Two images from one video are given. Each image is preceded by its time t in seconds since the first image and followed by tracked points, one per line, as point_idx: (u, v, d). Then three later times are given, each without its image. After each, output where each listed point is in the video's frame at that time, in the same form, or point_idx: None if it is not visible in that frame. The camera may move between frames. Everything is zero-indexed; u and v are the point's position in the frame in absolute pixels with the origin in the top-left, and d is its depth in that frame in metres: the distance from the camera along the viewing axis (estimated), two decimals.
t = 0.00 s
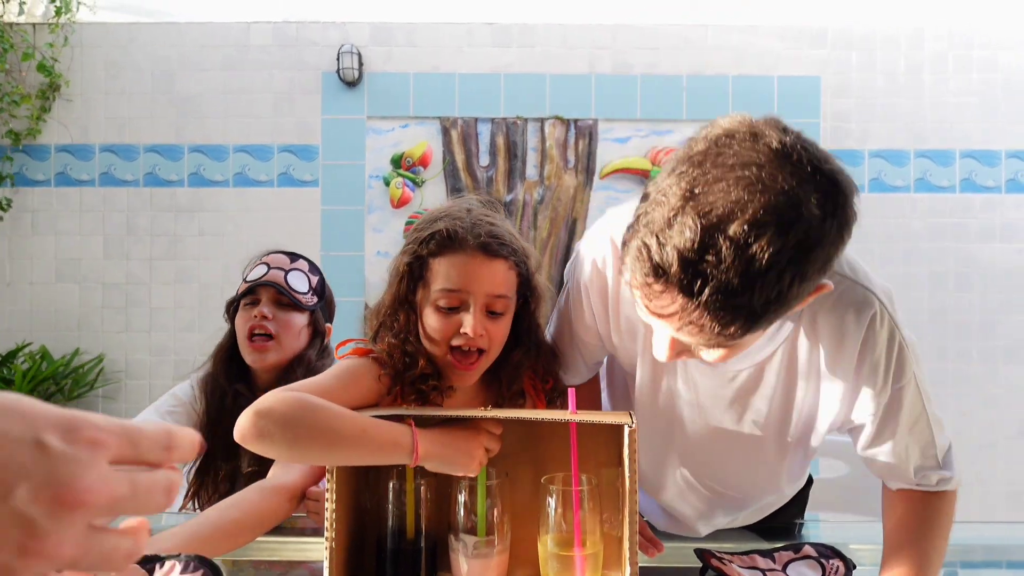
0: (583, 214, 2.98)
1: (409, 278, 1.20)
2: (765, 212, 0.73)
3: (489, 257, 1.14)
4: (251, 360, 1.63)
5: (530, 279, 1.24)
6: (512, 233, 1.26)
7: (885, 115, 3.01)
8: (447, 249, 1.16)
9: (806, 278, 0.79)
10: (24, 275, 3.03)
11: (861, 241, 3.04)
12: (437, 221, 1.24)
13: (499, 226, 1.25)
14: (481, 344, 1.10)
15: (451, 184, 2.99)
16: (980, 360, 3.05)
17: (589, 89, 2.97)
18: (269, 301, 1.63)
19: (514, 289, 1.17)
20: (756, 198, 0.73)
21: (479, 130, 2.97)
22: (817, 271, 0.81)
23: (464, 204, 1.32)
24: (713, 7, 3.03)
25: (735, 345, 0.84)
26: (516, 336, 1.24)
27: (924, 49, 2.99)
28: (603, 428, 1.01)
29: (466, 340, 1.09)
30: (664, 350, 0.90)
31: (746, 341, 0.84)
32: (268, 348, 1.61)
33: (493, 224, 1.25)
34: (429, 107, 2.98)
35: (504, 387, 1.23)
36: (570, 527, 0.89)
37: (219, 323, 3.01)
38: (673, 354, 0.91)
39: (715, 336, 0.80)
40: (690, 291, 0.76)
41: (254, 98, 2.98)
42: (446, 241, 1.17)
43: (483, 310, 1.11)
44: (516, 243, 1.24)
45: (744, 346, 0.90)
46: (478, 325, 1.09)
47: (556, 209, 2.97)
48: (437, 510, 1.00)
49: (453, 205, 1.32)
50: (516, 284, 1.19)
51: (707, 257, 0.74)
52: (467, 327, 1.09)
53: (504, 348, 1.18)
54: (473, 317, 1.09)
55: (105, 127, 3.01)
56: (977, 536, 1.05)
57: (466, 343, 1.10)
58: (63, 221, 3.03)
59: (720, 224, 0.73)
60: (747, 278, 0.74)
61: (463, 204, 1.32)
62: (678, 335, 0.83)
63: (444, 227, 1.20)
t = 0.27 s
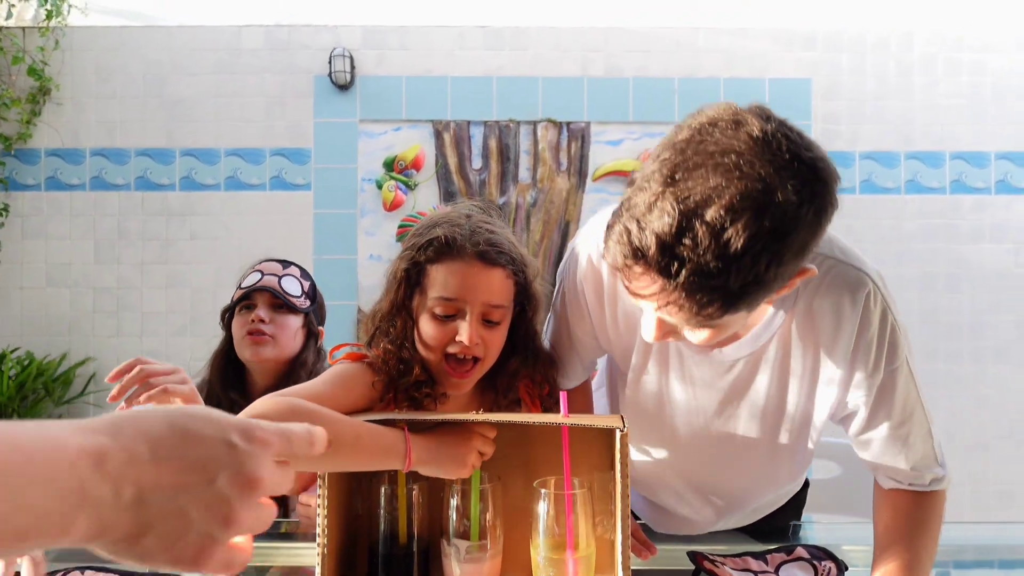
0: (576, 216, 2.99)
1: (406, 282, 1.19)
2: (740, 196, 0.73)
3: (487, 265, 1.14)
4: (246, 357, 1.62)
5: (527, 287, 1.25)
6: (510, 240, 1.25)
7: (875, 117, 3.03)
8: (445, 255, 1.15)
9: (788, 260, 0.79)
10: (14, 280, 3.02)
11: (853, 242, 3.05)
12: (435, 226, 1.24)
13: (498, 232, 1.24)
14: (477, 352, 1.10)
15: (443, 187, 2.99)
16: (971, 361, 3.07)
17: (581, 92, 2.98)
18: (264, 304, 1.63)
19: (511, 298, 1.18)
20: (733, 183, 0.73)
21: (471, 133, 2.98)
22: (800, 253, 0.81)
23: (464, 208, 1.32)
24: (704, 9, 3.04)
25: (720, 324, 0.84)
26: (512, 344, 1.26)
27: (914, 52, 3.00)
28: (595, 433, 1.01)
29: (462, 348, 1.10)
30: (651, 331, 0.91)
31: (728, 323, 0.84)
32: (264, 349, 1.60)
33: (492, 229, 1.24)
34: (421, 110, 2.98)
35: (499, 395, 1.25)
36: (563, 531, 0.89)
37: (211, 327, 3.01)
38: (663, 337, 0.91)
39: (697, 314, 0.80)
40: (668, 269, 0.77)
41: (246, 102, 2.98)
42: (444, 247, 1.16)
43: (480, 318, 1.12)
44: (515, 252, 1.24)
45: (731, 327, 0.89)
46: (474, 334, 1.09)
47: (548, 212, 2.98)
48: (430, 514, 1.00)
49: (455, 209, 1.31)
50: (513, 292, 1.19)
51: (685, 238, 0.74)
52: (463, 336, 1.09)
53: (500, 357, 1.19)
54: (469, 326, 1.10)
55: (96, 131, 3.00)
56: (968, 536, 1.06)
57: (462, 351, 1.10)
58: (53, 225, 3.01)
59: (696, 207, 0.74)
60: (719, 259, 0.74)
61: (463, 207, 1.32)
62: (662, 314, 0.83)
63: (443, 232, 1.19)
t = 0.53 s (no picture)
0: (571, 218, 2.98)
1: (403, 286, 1.19)
2: (671, 48, 0.85)
3: (486, 271, 1.14)
4: (241, 364, 1.62)
5: (525, 291, 1.24)
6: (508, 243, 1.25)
7: (869, 118, 3.04)
8: (444, 261, 1.15)
9: (727, 117, 0.87)
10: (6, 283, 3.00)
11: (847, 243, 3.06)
12: (432, 230, 1.23)
13: (496, 236, 1.24)
14: (475, 358, 1.11)
15: (437, 189, 2.98)
16: (964, 362, 3.08)
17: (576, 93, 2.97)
18: (251, 305, 1.64)
19: (510, 304, 1.18)
20: (663, 42, 0.85)
21: (466, 134, 2.97)
22: (739, 117, 0.88)
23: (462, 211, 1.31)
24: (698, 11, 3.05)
25: (680, 193, 0.88)
26: (511, 349, 1.26)
27: (907, 54, 3.02)
28: (591, 434, 1.01)
29: (459, 354, 1.10)
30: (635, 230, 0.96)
31: (684, 187, 0.87)
32: (259, 348, 1.61)
33: (489, 232, 1.24)
34: (416, 112, 2.97)
35: (499, 400, 1.26)
36: (559, 532, 0.89)
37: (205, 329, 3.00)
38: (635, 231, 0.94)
39: (651, 169, 0.85)
40: (617, 120, 0.85)
41: (240, 103, 2.97)
42: (441, 253, 1.16)
43: (478, 323, 1.12)
44: (513, 255, 1.23)
45: (698, 214, 0.93)
46: (473, 339, 1.10)
47: (543, 213, 2.97)
48: (426, 515, 1.00)
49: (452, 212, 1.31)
50: (512, 298, 1.19)
51: (629, 85, 0.84)
52: (461, 342, 1.10)
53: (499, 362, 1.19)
54: (468, 332, 1.10)
55: (89, 132, 2.98)
56: (963, 536, 1.06)
57: (460, 357, 1.10)
58: (46, 227, 3.00)
59: (636, 62, 0.85)
60: (651, 99, 0.83)
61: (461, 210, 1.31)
62: (624, 184, 0.88)
63: (440, 237, 1.19)
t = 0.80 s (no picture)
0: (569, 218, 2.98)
1: (405, 286, 1.20)
2: None
3: (489, 273, 1.14)
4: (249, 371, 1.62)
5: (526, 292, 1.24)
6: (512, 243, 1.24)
7: (866, 120, 3.04)
8: (445, 261, 1.16)
9: (664, 37, 1.11)
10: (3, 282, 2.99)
11: (845, 244, 3.06)
12: (435, 229, 1.24)
13: (499, 236, 1.23)
14: (474, 360, 1.10)
15: (436, 189, 2.98)
16: (962, 363, 3.08)
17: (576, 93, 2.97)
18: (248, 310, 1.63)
19: (512, 306, 1.17)
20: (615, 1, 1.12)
21: (465, 134, 2.97)
22: (675, 37, 1.13)
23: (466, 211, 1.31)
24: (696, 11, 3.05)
25: (640, 102, 1.10)
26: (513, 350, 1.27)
27: (905, 55, 3.02)
28: (591, 433, 1.01)
29: (459, 355, 1.09)
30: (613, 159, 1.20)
31: (642, 100, 1.10)
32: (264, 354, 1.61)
33: (492, 232, 1.24)
34: (415, 112, 2.97)
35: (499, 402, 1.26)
36: (560, 531, 0.89)
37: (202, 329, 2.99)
38: (617, 157, 1.17)
39: (613, 80, 1.09)
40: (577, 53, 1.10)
41: (239, 102, 2.97)
42: (443, 253, 1.16)
43: (478, 324, 1.11)
44: (516, 255, 1.22)
45: (662, 128, 1.14)
46: (473, 338, 1.09)
47: (542, 213, 2.97)
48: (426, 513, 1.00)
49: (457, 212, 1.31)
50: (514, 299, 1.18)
51: (581, 27, 1.11)
52: (460, 342, 1.09)
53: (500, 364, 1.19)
54: (467, 332, 1.09)
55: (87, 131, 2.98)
56: (963, 536, 1.06)
57: (459, 358, 1.10)
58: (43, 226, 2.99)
59: (580, 10, 1.13)
60: (604, 30, 1.09)
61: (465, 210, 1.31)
62: (595, 108, 1.12)
63: (442, 237, 1.19)
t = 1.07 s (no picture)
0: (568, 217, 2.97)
1: (409, 288, 1.19)
2: None
3: (495, 281, 1.13)
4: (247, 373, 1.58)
5: (530, 299, 1.24)
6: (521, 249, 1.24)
7: (865, 121, 3.04)
8: (451, 266, 1.15)
9: (638, 30, 1.22)
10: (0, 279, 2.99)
11: (843, 245, 3.06)
12: (443, 231, 1.23)
13: (508, 242, 1.23)
14: (473, 368, 1.10)
15: (435, 187, 2.98)
16: (959, 363, 3.08)
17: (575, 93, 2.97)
18: (254, 311, 1.60)
19: (515, 315, 1.17)
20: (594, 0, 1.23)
21: (463, 133, 2.97)
22: (647, 32, 1.24)
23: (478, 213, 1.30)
24: (695, 11, 3.06)
25: (623, 88, 1.20)
26: (513, 356, 1.27)
27: (905, 56, 3.02)
28: (588, 433, 1.01)
29: (459, 364, 1.09)
30: (597, 147, 1.26)
31: (625, 85, 1.20)
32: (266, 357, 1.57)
33: (500, 237, 1.23)
34: (414, 110, 2.97)
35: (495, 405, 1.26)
36: (556, 531, 0.89)
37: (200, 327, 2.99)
38: (602, 143, 1.24)
39: (598, 67, 1.18)
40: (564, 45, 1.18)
41: (237, 100, 2.96)
42: (450, 258, 1.16)
43: (480, 332, 1.11)
44: (523, 264, 1.21)
45: (644, 113, 1.23)
46: (473, 347, 1.09)
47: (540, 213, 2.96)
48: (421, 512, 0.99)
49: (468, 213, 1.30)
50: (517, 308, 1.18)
51: (564, 21, 1.20)
52: (461, 350, 1.09)
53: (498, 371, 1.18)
54: (468, 340, 1.09)
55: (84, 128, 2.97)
56: (960, 537, 1.06)
57: (460, 367, 1.09)
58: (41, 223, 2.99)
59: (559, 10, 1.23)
60: (589, 23, 1.18)
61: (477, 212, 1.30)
62: (582, 96, 1.20)
63: (450, 241, 1.18)
